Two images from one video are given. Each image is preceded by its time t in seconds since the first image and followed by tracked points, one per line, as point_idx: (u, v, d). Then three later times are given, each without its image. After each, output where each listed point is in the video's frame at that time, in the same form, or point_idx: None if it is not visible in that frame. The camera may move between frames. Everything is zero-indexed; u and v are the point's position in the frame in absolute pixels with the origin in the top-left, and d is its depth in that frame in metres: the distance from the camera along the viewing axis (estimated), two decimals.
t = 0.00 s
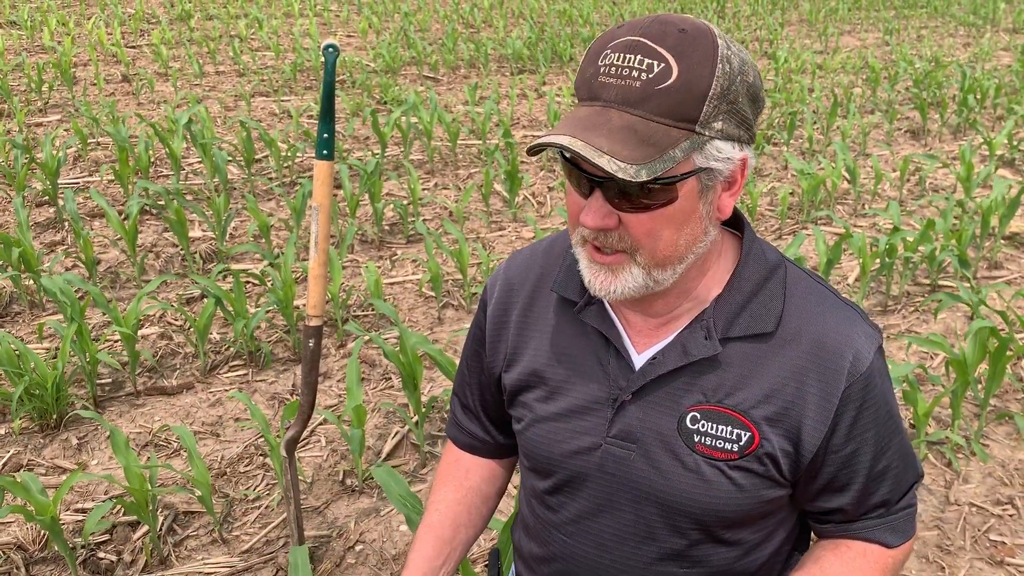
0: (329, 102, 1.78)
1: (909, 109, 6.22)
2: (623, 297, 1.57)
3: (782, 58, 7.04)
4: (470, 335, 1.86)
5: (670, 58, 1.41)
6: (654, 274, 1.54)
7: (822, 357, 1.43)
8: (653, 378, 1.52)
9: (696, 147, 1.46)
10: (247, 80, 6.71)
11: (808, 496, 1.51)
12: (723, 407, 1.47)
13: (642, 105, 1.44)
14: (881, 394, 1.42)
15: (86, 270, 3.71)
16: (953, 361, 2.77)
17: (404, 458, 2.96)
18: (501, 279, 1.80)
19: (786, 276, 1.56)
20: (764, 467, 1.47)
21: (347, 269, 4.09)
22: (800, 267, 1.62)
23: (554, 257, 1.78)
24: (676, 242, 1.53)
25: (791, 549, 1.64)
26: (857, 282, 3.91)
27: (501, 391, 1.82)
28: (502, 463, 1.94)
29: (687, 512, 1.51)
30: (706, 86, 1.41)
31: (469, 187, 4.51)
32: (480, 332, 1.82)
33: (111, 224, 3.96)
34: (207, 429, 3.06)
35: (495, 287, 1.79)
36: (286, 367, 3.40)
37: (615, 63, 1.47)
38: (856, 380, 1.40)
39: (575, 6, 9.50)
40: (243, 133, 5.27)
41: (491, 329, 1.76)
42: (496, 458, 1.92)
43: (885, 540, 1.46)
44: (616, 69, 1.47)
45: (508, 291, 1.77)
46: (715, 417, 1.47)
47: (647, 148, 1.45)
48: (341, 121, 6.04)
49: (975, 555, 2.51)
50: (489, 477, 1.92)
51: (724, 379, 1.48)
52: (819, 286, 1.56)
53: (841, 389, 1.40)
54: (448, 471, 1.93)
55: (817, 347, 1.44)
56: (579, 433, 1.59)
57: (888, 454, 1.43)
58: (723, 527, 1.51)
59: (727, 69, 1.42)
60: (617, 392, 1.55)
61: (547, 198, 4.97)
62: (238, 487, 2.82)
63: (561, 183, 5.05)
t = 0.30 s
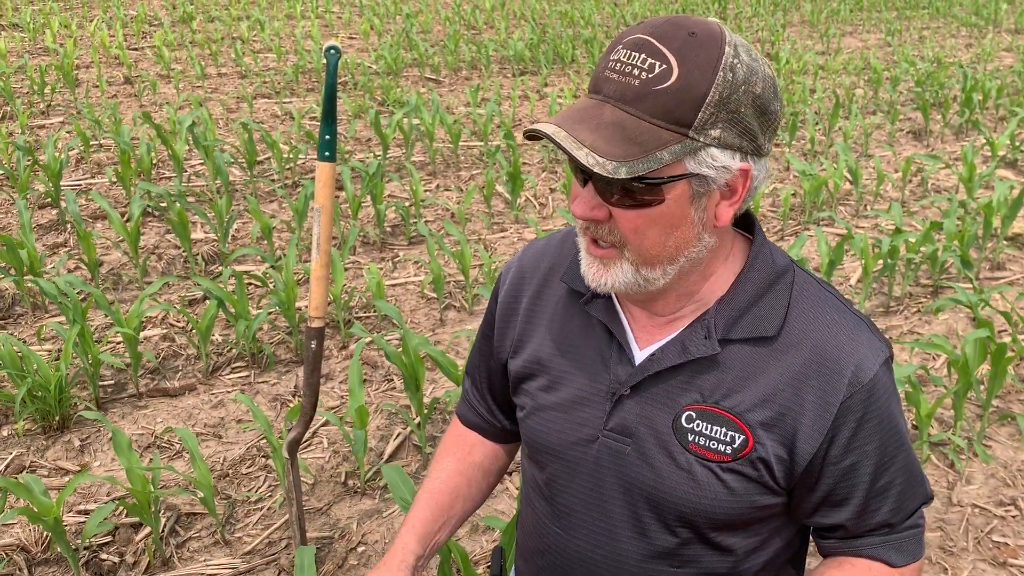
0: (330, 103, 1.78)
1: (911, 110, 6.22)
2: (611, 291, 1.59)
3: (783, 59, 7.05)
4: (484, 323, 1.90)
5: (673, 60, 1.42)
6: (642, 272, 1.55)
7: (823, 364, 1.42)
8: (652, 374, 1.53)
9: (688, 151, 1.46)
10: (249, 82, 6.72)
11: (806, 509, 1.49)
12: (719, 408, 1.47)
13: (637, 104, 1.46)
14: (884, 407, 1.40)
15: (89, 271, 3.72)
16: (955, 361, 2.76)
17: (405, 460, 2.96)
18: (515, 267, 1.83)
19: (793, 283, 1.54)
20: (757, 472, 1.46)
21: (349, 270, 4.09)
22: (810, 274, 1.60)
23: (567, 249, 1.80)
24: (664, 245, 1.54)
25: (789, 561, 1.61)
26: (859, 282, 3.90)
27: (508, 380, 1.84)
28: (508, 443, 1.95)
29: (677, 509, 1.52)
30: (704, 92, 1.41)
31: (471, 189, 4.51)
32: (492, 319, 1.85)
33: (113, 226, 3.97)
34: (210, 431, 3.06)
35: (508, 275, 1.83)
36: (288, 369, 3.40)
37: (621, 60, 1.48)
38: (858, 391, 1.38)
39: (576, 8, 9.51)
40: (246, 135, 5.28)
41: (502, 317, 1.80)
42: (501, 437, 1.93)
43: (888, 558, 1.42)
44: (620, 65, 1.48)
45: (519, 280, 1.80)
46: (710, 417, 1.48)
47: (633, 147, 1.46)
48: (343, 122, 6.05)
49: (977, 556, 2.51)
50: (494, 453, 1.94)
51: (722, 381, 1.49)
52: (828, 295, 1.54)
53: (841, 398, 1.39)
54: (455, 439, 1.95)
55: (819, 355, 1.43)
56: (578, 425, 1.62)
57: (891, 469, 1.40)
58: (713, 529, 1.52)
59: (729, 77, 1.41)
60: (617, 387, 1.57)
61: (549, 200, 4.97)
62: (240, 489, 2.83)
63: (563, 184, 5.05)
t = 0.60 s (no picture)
0: (332, 106, 1.78)
1: (911, 111, 6.23)
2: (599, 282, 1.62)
3: (783, 61, 7.05)
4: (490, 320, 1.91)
5: (673, 61, 1.44)
6: (627, 267, 1.58)
7: (827, 368, 1.42)
8: (655, 374, 1.54)
9: (678, 152, 1.47)
10: (250, 85, 6.74)
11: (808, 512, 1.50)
12: (722, 410, 1.48)
13: (633, 100, 1.48)
14: (888, 413, 1.40)
15: (90, 274, 3.72)
16: (955, 362, 2.77)
17: (407, 462, 2.96)
18: (523, 265, 1.84)
19: (799, 285, 1.54)
20: (758, 474, 1.47)
21: (350, 272, 4.10)
22: (815, 278, 1.60)
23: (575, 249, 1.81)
24: (651, 242, 1.56)
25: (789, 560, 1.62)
26: (860, 283, 3.91)
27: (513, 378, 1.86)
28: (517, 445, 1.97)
29: (679, 510, 1.53)
30: (698, 95, 1.42)
31: (472, 191, 4.52)
32: (499, 317, 1.87)
33: (114, 229, 3.98)
34: (211, 433, 3.07)
35: (516, 273, 1.84)
36: (289, 371, 3.41)
37: (627, 56, 1.51)
38: (862, 396, 1.39)
39: (576, 11, 9.52)
40: (246, 138, 5.29)
41: (508, 315, 1.81)
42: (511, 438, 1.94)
43: (885, 563, 1.43)
44: (625, 61, 1.51)
45: (526, 279, 1.81)
46: (712, 418, 1.48)
47: (621, 141, 1.48)
48: (344, 125, 6.05)
49: (979, 556, 2.51)
50: (504, 454, 1.95)
51: (726, 382, 1.49)
52: (834, 299, 1.54)
53: (844, 403, 1.39)
54: (464, 441, 1.96)
55: (824, 359, 1.43)
56: (582, 425, 1.62)
57: (894, 473, 1.41)
58: (715, 530, 1.52)
59: (727, 83, 1.42)
60: (620, 386, 1.58)
61: (549, 202, 4.98)
62: (242, 491, 2.83)
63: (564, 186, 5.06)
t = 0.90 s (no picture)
0: (330, 107, 1.79)
1: (908, 112, 6.23)
2: (593, 271, 1.64)
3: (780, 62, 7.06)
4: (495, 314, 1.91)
5: (670, 50, 1.47)
6: (619, 256, 1.59)
7: (828, 371, 1.42)
8: (654, 372, 1.54)
9: (671, 139, 1.49)
10: (248, 88, 6.74)
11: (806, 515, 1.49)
12: (719, 410, 1.48)
13: (629, 86, 1.52)
14: (889, 419, 1.39)
15: (88, 277, 3.71)
16: (954, 362, 2.77)
17: (406, 464, 2.95)
18: (530, 261, 1.85)
19: (802, 287, 1.54)
20: (755, 475, 1.46)
21: (349, 275, 4.09)
22: (818, 281, 1.59)
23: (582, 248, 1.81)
24: (645, 231, 1.57)
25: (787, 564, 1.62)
26: (858, 284, 3.91)
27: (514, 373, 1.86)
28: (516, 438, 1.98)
29: (675, 510, 1.52)
30: (691, 84, 1.44)
31: (470, 193, 4.52)
32: (503, 311, 1.87)
33: (112, 232, 3.97)
34: (210, 437, 3.06)
35: (522, 268, 1.85)
36: (288, 373, 3.40)
37: (632, 46, 1.55)
38: (861, 401, 1.38)
39: (574, 13, 9.54)
40: (244, 140, 5.29)
41: (512, 310, 1.81)
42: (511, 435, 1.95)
43: (894, 568, 1.40)
44: (629, 50, 1.55)
45: (532, 276, 1.81)
46: (710, 418, 1.48)
47: (613, 124, 1.52)
48: (342, 127, 6.05)
49: (979, 557, 2.51)
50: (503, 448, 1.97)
51: (725, 382, 1.49)
52: (836, 302, 1.54)
53: (844, 406, 1.38)
54: (463, 435, 1.96)
55: (825, 363, 1.43)
56: (580, 421, 1.62)
57: (892, 478, 1.40)
58: (710, 530, 1.52)
59: (721, 73, 1.44)
60: (619, 383, 1.58)
61: (547, 203, 4.98)
62: (241, 494, 2.82)
63: (562, 188, 5.06)
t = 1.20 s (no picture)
0: (326, 110, 1.79)
1: (905, 113, 6.24)
2: (597, 259, 1.64)
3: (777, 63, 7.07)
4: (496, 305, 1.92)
5: (676, 36, 1.48)
6: (624, 242, 1.59)
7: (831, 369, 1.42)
8: (655, 367, 1.53)
9: (675, 123, 1.50)
10: (244, 90, 6.73)
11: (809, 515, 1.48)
12: (720, 406, 1.48)
13: (634, 71, 1.53)
14: (894, 419, 1.38)
15: (85, 280, 3.70)
16: (952, 363, 2.77)
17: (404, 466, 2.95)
18: (534, 254, 1.85)
19: (806, 287, 1.54)
20: (755, 474, 1.46)
21: (346, 277, 4.09)
22: (822, 282, 1.59)
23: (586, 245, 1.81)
24: (652, 217, 1.58)
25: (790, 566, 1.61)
26: (856, 285, 3.91)
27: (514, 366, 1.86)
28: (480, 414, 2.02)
29: (674, 507, 1.52)
30: (695, 68, 1.45)
31: (467, 194, 4.52)
32: (503, 302, 1.87)
33: (109, 235, 3.96)
34: (207, 439, 3.05)
35: (526, 261, 1.85)
36: (285, 376, 3.40)
37: (640, 35, 1.57)
38: (866, 400, 1.37)
39: (571, 14, 9.54)
40: (241, 143, 5.28)
41: (514, 303, 1.82)
42: (476, 407, 1.98)
43: (922, 568, 1.38)
44: (637, 39, 1.57)
45: (535, 271, 1.82)
46: (711, 415, 1.48)
47: (617, 105, 1.53)
48: (338, 129, 6.04)
49: (977, 557, 2.51)
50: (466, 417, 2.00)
51: (726, 379, 1.49)
52: (839, 302, 1.54)
53: (848, 405, 1.38)
54: (432, 388, 1.99)
55: (829, 362, 1.43)
56: (580, 416, 1.62)
57: (896, 479, 1.40)
58: (709, 530, 1.51)
59: (725, 58, 1.44)
60: (619, 378, 1.57)
61: (545, 205, 4.98)
62: (238, 497, 2.81)
63: (559, 189, 5.06)
